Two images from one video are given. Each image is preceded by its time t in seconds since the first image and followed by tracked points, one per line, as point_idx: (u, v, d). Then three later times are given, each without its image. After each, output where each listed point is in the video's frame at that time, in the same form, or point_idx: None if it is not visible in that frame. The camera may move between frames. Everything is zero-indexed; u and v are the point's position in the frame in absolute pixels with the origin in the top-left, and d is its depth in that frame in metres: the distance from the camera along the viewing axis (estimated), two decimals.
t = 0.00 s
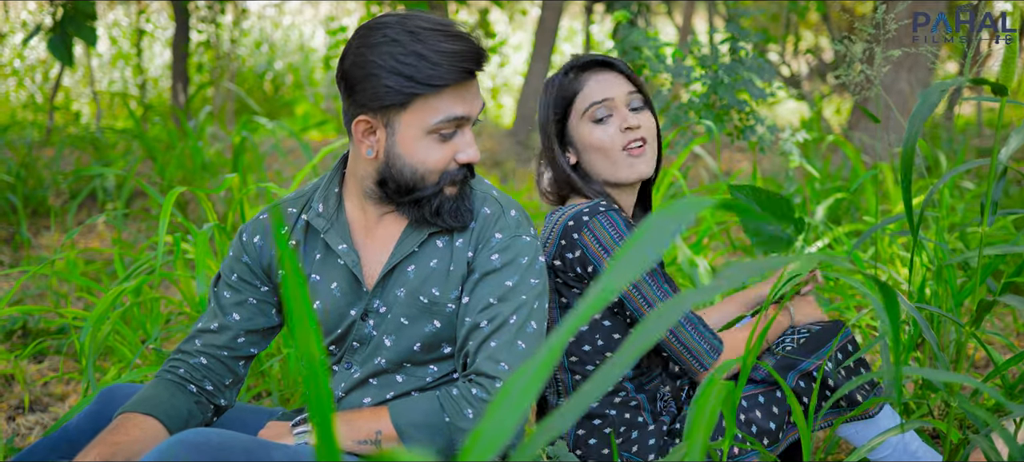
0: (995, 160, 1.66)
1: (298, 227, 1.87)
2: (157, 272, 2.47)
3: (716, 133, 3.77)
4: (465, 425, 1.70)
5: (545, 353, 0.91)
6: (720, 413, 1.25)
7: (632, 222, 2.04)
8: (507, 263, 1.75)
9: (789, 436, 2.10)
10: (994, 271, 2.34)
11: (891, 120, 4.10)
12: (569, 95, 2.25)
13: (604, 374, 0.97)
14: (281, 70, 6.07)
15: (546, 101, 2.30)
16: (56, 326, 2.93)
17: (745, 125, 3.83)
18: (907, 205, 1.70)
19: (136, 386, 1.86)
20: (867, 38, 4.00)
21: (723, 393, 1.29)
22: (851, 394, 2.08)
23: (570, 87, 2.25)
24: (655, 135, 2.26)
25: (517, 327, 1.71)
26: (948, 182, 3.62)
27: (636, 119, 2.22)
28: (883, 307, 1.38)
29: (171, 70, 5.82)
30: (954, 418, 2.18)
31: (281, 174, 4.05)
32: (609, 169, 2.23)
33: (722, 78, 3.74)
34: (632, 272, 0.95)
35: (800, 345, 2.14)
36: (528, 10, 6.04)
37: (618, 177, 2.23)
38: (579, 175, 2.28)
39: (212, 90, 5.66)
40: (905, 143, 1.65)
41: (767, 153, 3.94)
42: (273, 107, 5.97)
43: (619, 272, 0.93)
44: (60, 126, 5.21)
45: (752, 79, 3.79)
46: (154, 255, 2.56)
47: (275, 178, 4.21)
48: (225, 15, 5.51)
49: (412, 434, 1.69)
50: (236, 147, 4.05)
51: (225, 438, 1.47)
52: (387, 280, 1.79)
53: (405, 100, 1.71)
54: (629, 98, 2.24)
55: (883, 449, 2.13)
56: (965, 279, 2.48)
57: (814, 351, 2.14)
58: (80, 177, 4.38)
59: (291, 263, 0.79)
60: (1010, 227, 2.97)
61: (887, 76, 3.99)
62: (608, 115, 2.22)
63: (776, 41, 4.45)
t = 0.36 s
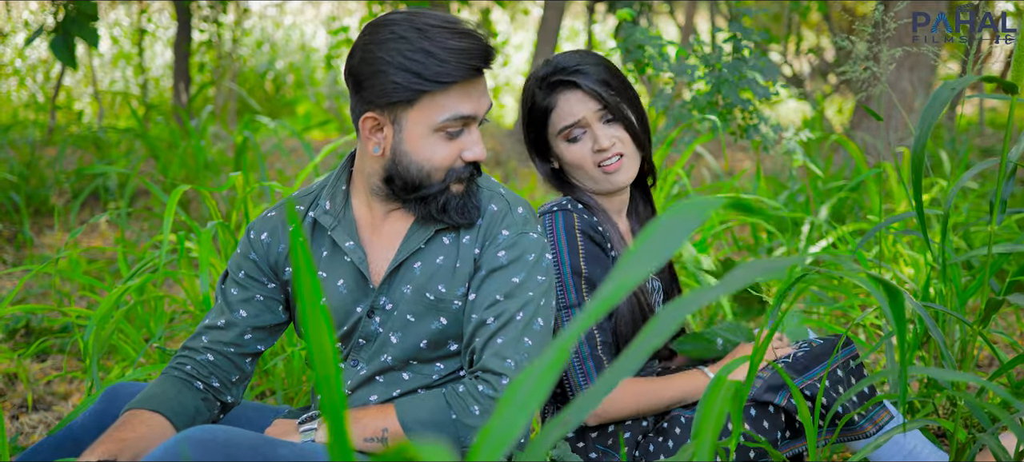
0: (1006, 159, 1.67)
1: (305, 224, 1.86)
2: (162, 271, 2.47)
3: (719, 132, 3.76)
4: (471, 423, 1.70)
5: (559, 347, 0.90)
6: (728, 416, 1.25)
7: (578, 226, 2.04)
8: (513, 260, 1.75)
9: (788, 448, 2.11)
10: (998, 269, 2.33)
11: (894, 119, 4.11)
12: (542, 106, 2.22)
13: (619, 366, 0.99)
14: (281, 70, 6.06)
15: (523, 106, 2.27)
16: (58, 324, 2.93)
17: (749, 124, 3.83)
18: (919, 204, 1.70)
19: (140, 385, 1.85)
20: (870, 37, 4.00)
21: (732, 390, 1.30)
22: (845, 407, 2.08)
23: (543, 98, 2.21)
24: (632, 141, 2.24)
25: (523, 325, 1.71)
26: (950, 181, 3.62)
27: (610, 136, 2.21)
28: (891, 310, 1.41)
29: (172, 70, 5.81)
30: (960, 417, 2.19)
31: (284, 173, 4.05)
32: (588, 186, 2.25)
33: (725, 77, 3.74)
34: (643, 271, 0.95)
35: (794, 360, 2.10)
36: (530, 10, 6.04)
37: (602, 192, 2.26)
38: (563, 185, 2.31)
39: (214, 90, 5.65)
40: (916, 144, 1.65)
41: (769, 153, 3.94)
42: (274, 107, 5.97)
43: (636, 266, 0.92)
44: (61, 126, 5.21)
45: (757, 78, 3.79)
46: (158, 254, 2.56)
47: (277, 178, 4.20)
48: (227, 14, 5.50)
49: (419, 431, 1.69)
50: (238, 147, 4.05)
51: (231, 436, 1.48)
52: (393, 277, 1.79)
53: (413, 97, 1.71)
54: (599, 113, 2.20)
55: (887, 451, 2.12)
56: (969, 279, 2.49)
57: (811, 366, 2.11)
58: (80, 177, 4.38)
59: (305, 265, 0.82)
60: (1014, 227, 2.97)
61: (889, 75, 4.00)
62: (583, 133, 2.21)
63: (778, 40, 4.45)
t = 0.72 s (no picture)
0: (1008, 160, 1.67)
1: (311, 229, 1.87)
2: (164, 273, 2.48)
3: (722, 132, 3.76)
4: (472, 434, 1.70)
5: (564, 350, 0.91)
6: (732, 413, 1.27)
7: (587, 231, 2.03)
8: (515, 270, 1.74)
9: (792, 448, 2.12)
10: (1001, 270, 2.33)
11: (896, 120, 4.11)
12: (559, 95, 2.22)
13: (622, 365, 0.98)
14: (283, 71, 6.06)
15: (539, 93, 2.27)
16: (61, 326, 2.93)
17: (751, 125, 3.83)
18: (922, 205, 1.70)
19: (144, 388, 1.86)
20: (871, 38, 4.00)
21: (736, 392, 1.30)
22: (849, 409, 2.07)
23: (561, 87, 2.21)
24: (635, 153, 2.25)
25: (525, 336, 1.70)
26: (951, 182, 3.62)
27: (617, 139, 2.21)
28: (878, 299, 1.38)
29: (173, 70, 5.81)
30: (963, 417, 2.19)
31: (285, 173, 4.04)
32: (582, 180, 2.24)
33: (727, 77, 3.74)
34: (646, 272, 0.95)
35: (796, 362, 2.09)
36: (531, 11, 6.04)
37: (592, 189, 2.24)
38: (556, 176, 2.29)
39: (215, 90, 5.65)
40: (919, 145, 1.65)
41: (771, 154, 3.94)
42: (275, 107, 5.97)
43: (638, 268, 0.92)
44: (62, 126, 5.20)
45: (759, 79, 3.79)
46: (160, 255, 2.57)
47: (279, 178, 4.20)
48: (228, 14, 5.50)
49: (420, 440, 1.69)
50: (239, 147, 4.05)
51: (236, 437, 1.47)
52: (395, 282, 1.79)
53: (409, 99, 1.71)
54: (610, 114, 2.21)
55: (892, 453, 2.13)
56: (971, 279, 2.49)
57: (811, 368, 2.09)
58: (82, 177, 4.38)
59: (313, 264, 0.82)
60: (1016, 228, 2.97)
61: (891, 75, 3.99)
62: (590, 130, 2.21)
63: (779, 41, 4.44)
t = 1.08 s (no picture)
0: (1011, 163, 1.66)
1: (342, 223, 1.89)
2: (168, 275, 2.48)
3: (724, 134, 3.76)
4: None
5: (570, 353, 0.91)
6: (735, 418, 1.28)
7: (607, 241, 2.01)
8: (525, 310, 1.68)
9: (800, 450, 2.12)
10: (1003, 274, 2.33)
11: (897, 121, 4.10)
12: (577, 95, 2.21)
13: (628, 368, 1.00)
14: (284, 71, 6.07)
15: (552, 90, 2.25)
16: (63, 327, 2.93)
17: (753, 126, 3.83)
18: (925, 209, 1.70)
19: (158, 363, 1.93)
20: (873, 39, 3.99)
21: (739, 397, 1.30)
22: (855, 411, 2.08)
23: (580, 87, 2.20)
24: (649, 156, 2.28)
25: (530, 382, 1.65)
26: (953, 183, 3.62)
27: (635, 140, 2.22)
28: (879, 301, 1.37)
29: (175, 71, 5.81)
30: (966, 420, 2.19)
31: (287, 174, 4.04)
32: (597, 182, 2.24)
33: (729, 79, 3.74)
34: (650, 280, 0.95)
35: (798, 365, 2.09)
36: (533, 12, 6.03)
37: (607, 190, 2.24)
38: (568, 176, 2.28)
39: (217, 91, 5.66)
40: (920, 149, 1.64)
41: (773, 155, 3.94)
42: (277, 108, 5.97)
43: (644, 271, 0.92)
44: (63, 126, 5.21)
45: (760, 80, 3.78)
46: (163, 257, 2.57)
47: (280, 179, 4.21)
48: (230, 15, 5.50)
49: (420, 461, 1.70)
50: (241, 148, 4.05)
51: (244, 433, 1.47)
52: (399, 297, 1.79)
53: (425, 110, 1.71)
54: (629, 116, 2.22)
55: (898, 456, 2.12)
56: (975, 282, 2.49)
57: (812, 370, 2.09)
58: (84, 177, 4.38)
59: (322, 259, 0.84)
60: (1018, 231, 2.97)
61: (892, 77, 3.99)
62: (609, 131, 2.21)
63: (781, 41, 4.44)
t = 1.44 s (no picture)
0: (1011, 165, 1.66)
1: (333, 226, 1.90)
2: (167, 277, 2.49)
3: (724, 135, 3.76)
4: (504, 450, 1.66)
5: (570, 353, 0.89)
6: (738, 424, 1.27)
7: (614, 242, 2.01)
8: (532, 291, 1.69)
9: (802, 450, 2.12)
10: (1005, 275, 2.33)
11: (898, 122, 4.11)
12: (593, 95, 2.21)
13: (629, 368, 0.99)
14: (285, 71, 6.07)
15: (568, 93, 2.25)
16: (64, 328, 2.94)
17: (754, 127, 3.83)
18: (927, 212, 1.70)
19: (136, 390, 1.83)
20: (874, 40, 3.99)
21: (741, 401, 1.29)
22: (856, 413, 2.07)
23: (597, 88, 2.21)
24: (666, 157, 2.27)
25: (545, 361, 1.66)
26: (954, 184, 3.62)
27: (652, 141, 2.22)
28: (887, 301, 1.36)
29: (175, 71, 5.82)
30: (968, 422, 2.19)
31: (288, 175, 4.04)
32: (612, 183, 2.23)
33: (730, 80, 3.74)
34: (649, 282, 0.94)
35: (799, 367, 2.09)
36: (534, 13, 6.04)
37: (622, 190, 2.24)
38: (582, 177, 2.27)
39: (217, 91, 5.66)
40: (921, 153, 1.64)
41: (774, 156, 3.94)
42: (278, 109, 5.98)
43: (636, 278, 0.91)
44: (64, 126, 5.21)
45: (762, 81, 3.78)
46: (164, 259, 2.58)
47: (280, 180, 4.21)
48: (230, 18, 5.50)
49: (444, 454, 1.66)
50: (241, 149, 4.06)
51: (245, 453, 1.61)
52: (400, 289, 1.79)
53: (422, 108, 1.71)
54: (644, 118, 2.22)
55: (900, 456, 2.12)
56: (975, 284, 2.50)
57: (814, 371, 2.09)
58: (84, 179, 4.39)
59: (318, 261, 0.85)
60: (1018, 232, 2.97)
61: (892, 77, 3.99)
62: (626, 131, 2.21)
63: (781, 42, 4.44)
